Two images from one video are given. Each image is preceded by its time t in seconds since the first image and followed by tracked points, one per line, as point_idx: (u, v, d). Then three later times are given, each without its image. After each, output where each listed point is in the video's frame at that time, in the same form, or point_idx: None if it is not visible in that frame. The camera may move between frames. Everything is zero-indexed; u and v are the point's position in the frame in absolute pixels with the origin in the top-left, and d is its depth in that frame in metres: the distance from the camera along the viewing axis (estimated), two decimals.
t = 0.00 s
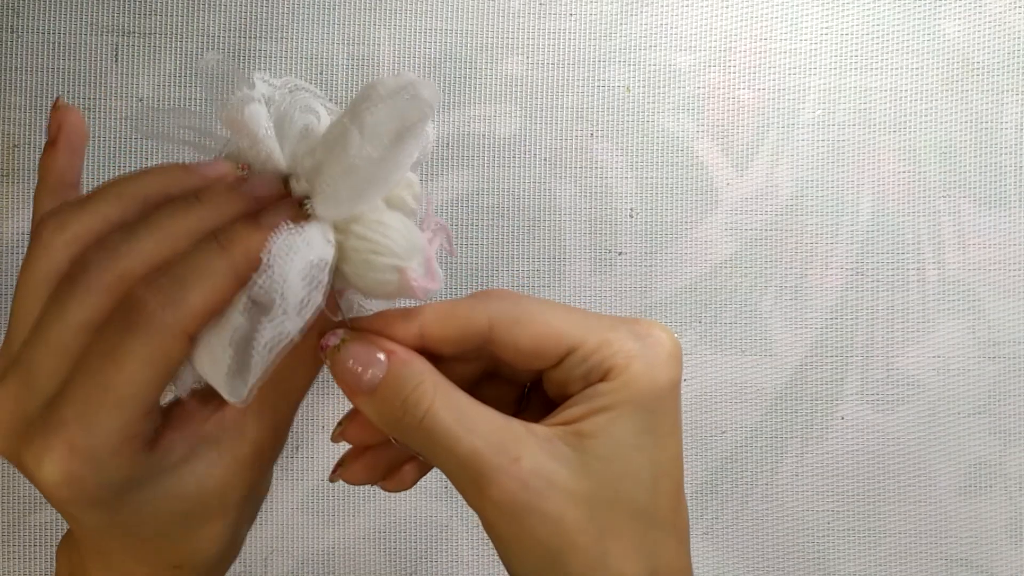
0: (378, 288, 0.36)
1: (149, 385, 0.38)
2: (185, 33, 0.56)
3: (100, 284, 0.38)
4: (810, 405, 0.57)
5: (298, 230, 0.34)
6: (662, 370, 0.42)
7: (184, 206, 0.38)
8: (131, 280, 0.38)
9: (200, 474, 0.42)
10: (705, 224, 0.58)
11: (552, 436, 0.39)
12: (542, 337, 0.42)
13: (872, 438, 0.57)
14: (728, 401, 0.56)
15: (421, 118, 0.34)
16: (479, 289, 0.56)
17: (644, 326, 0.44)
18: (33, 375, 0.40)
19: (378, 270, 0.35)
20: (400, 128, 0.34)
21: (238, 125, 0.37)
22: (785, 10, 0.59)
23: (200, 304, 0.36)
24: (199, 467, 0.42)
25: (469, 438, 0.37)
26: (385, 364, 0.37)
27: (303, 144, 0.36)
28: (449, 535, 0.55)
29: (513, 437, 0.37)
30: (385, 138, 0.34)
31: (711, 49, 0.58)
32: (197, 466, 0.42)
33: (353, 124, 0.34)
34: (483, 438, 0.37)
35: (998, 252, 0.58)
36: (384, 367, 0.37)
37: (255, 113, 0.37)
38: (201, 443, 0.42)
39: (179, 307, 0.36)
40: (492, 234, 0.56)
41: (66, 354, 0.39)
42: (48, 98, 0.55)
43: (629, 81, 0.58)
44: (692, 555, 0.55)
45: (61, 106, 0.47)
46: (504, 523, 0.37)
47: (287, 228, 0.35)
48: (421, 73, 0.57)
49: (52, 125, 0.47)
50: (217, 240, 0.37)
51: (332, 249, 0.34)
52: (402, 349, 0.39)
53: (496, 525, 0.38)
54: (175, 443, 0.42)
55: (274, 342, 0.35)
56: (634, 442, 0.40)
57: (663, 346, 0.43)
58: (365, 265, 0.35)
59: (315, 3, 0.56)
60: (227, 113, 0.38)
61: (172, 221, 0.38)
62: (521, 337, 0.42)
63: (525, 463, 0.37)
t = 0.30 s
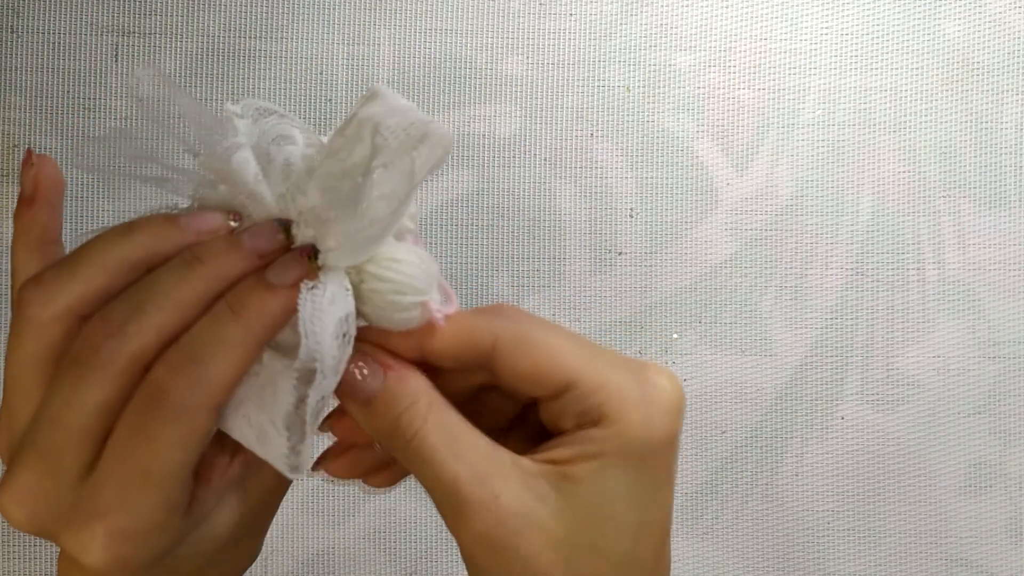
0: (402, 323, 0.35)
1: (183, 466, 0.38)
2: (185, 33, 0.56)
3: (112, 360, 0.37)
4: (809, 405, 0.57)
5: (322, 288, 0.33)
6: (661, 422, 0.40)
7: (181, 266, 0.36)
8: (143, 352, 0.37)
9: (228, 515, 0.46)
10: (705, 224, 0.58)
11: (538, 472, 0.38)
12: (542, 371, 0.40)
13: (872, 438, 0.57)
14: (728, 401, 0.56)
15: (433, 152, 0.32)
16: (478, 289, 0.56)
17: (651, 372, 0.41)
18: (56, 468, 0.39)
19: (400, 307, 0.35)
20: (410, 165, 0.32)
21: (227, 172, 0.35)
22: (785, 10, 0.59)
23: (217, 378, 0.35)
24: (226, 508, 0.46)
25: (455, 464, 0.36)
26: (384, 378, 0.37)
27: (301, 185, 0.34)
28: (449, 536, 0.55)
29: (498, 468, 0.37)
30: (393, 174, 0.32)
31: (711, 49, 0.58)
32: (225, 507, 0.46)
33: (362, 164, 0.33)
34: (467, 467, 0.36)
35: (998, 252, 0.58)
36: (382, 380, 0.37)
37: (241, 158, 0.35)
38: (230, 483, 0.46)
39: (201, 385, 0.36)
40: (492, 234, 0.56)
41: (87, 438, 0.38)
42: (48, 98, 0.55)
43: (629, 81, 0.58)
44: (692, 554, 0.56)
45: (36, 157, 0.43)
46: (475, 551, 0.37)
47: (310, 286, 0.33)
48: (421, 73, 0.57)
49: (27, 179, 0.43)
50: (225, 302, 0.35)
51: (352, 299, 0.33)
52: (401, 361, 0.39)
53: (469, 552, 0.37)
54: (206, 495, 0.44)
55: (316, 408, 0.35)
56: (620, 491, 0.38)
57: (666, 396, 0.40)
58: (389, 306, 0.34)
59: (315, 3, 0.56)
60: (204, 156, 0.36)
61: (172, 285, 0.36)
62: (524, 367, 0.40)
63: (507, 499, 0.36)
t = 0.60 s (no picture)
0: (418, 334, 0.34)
1: (174, 471, 0.36)
2: (185, 33, 0.56)
3: (110, 358, 0.36)
4: (809, 405, 0.57)
5: (313, 289, 0.31)
6: (667, 467, 0.38)
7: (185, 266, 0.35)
8: (140, 353, 0.36)
9: (227, 538, 0.42)
10: (705, 224, 0.58)
11: (536, 484, 0.38)
12: (557, 400, 0.37)
13: (872, 438, 0.57)
14: (728, 401, 0.56)
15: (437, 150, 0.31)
16: (478, 289, 0.56)
17: (670, 413, 0.40)
18: (52, 463, 0.37)
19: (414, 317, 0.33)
20: (411, 161, 0.31)
21: (244, 170, 0.33)
22: (785, 11, 0.59)
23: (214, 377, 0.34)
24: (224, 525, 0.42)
25: (460, 466, 0.36)
26: (402, 384, 0.36)
27: (319, 186, 0.32)
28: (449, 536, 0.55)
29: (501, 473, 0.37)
30: (399, 176, 0.31)
31: (711, 49, 0.58)
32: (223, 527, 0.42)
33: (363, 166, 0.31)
34: (472, 469, 0.36)
35: (998, 252, 0.58)
36: (401, 388, 0.36)
37: (261, 157, 0.33)
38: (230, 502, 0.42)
39: (197, 383, 0.35)
40: (492, 234, 0.56)
41: (83, 434, 0.37)
42: (48, 98, 0.55)
43: (629, 82, 0.58)
44: (692, 554, 0.56)
45: (75, 169, 0.42)
46: (465, 549, 0.37)
47: (303, 285, 0.32)
48: (421, 73, 0.57)
49: (65, 191, 0.42)
50: (230, 306, 0.35)
51: (354, 303, 0.31)
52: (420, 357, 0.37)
53: (459, 546, 0.38)
54: (200, 514, 0.40)
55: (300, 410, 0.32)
56: (613, 520, 0.38)
57: (679, 440, 0.39)
58: (405, 315, 0.32)
59: (316, 3, 0.56)
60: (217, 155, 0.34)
61: (173, 283, 0.35)
62: (541, 391, 0.37)
63: (504, 504, 0.36)
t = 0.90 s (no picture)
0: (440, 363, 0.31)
1: (190, 507, 0.36)
2: (185, 33, 0.56)
3: (128, 392, 0.35)
4: (810, 405, 0.56)
5: (328, 314, 0.29)
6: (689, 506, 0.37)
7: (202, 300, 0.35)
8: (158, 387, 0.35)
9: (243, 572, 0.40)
10: (705, 224, 0.57)
11: (547, 505, 0.36)
12: (640, 404, 0.36)
13: (872, 438, 0.57)
14: (728, 401, 0.56)
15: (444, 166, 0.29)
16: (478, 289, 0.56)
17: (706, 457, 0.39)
18: (65, 500, 0.36)
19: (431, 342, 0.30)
20: (420, 174, 0.29)
21: (266, 198, 0.32)
22: (785, 10, 0.59)
23: (234, 412, 0.34)
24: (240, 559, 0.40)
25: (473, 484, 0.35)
26: (419, 406, 0.34)
27: (335, 212, 0.31)
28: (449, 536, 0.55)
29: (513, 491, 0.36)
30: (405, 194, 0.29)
31: (711, 49, 0.58)
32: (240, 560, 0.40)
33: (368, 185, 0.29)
34: (486, 486, 0.35)
35: (998, 252, 0.58)
36: (417, 410, 0.34)
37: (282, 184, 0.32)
38: (246, 533, 0.41)
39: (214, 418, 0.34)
40: (492, 234, 0.56)
41: (98, 470, 0.36)
42: (48, 98, 0.55)
43: (629, 81, 0.58)
44: (692, 554, 0.56)
45: (81, 196, 0.40)
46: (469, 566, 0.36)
47: (316, 311, 0.30)
48: (421, 73, 0.57)
49: (71, 220, 0.40)
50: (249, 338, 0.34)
51: (371, 327, 0.29)
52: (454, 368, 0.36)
53: (461, 561, 0.36)
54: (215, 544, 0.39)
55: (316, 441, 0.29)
56: (621, 552, 0.36)
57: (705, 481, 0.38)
58: (422, 341, 0.30)
59: (315, 3, 0.56)
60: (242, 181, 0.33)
61: (191, 318, 0.34)
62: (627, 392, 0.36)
63: (512, 525, 0.35)
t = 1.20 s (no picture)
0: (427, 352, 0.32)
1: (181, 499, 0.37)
2: (184, 33, 0.55)
3: (121, 386, 0.37)
4: (811, 405, 0.56)
5: (316, 309, 0.31)
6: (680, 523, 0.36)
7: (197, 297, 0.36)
8: (152, 380, 0.37)
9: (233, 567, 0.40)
10: (706, 224, 0.57)
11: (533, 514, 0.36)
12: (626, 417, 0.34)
13: (873, 438, 0.56)
14: (729, 402, 0.56)
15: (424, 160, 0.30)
16: (478, 288, 0.56)
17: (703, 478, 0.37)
18: (61, 487, 0.38)
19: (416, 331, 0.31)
20: (397, 163, 0.30)
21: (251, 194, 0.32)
22: (785, 10, 0.59)
23: (221, 404, 0.35)
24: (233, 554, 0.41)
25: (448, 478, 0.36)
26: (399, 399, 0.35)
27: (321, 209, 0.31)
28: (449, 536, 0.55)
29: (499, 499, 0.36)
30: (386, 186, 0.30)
31: (711, 49, 0.58)
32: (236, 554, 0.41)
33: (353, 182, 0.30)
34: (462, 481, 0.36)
35: (1000, 252, 0.58)
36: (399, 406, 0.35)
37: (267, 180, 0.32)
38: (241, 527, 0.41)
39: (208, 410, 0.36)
40: (492, 234, 0.56)
41: (95, 462, 0.38)
42: (48, 97, 0.54)
43: (629, 81, 0.58)
44: (693, 555, 0.55)
45: (68, 195, 0.41)
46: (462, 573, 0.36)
47: (305, 306, 0.31)
48: (420, 72, 0.56)
49: (61, 218, 0.41)
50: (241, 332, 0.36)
51: (358, 322, 0.31)
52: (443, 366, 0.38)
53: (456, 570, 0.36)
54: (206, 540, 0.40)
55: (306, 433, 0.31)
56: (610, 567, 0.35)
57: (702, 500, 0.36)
58: (408, 331, 0.31)
59: (314, 2, 0.56)
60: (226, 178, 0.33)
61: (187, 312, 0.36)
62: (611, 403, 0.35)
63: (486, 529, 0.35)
